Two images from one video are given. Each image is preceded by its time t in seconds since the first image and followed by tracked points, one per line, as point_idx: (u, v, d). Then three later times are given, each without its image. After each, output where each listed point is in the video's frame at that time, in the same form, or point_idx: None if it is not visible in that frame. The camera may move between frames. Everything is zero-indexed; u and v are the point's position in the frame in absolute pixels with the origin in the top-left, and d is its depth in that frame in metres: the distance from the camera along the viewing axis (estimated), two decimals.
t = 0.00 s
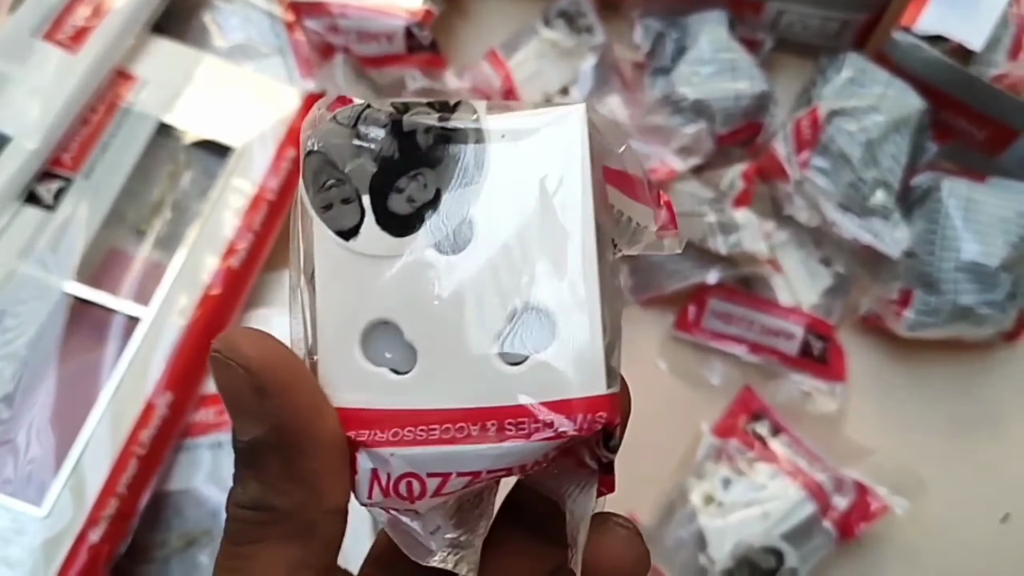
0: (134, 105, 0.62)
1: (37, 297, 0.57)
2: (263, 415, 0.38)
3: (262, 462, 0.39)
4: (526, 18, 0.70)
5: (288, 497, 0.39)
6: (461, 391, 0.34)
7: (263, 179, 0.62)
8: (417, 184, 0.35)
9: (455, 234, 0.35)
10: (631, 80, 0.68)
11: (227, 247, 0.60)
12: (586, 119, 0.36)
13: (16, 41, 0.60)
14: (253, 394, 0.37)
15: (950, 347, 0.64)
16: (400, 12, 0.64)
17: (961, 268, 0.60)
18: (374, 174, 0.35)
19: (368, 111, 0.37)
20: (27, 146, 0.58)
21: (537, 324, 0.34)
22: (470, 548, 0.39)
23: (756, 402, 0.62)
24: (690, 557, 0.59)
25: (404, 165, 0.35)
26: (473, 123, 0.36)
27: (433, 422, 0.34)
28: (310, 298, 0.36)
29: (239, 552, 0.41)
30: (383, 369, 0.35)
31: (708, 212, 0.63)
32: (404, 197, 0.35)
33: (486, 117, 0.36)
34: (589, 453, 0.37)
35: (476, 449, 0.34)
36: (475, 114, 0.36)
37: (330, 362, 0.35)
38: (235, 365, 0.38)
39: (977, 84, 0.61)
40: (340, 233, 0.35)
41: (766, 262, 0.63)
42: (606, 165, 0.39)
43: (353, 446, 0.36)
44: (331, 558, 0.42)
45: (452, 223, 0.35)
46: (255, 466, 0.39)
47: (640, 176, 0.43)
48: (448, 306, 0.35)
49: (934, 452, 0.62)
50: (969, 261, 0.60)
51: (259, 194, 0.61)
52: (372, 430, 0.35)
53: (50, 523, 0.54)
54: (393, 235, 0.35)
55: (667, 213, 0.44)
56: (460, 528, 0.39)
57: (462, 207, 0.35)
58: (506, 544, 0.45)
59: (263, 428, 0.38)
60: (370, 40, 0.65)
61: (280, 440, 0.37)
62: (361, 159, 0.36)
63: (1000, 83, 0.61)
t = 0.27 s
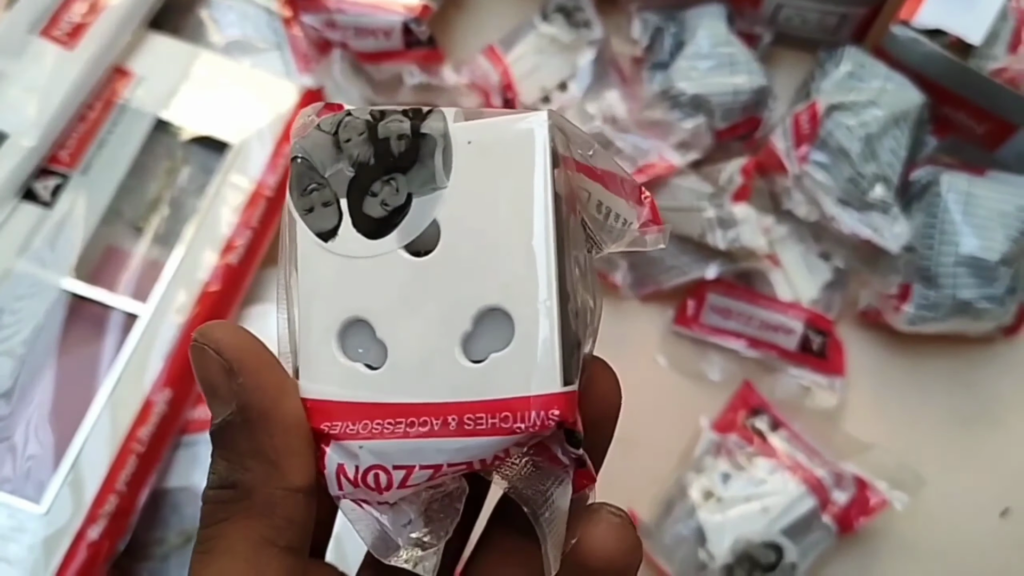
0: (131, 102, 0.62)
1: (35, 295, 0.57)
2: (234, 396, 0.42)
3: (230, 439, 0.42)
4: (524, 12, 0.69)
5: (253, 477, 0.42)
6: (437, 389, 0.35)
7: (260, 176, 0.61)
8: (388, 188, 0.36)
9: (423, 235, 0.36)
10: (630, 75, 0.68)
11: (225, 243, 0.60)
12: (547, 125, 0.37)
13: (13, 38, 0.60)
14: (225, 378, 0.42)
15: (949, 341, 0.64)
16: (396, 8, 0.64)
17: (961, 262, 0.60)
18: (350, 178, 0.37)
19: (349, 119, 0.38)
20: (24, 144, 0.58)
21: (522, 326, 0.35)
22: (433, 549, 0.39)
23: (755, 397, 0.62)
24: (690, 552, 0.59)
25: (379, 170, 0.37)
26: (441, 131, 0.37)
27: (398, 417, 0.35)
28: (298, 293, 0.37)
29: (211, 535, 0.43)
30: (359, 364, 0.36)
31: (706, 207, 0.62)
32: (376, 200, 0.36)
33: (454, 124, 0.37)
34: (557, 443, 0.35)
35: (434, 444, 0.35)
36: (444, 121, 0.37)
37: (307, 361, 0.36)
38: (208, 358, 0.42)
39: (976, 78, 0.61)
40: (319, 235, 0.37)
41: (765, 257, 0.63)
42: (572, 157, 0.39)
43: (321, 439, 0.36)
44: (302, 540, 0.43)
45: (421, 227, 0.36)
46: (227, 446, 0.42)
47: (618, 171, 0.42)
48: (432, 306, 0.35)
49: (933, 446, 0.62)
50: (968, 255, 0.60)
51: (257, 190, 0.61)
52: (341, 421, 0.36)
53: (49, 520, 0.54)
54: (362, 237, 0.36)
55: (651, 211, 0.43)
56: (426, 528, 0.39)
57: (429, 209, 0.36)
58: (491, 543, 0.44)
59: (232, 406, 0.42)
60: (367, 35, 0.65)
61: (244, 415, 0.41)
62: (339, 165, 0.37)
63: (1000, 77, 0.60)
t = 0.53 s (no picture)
0: (130, 102, 0.62)
1: (34, 297, 0.57)
2: (259, 396, 0.43)
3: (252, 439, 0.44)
4: (523, 11, 0.69)
5: (263, 478, 0.43)
6: (461, 393, 0.35)
7: (260, 176, 0.61)
8: (393, 193, 0.35)
9: (433, 240, 0.35)
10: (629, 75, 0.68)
11: (224, 244, 0.60)
12: (546, 124, 0.35)
13: (11, 39, 0.59)
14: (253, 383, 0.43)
15: (950, 341, 0.64)
16: (396, 9, 0.64)
17: (961, 262, 0.60)
18: (353, 186, 0.35)
19: (348, 123, 0.36)
20: (24, 145, 0.58)
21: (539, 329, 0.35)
22: (475, 547, 0.39)
23: (755, 398, 0.62)
24: (690, 554, 0.58)
25: (381, 177, 0.35)
26: (440, 133, 0.35)
27: (428, 420, 0.35)
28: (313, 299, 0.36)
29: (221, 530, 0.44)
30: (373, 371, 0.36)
31: (706, 207, 0.62)
32: (381, 207, 0.35)
33: (453, 126, 0.35)
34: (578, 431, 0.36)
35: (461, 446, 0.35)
36: (443, 123, 0.35)
37: (330, 370, 0.36)
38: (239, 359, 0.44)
39: (976, 78, 0.61)
40: (326, 245, 0.36)
41: (765, 257, 0.63)
42: (571, 144, 0.38)
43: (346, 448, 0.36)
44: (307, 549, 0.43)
45: (429, 233, 0.35)
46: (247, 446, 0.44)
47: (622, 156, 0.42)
48: (432, 312, 0.35)
49: (934, 446, 0.62)
50: (969, 255, 0.60)
51: (256, 191, 0.61)
52: (370, 428, 0.36)
53: (48, 523, 0.54)
54: (372, 245, 0.35)
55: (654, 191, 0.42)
56: (462, 527, 0.39)
57: (437, 215, 0.35)
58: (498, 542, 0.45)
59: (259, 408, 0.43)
60: (367, 36, 0.64)
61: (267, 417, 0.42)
62: (340, 172, 0.36)
63: (1000, 77, 0.60)
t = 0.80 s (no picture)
0: (114, 106, 0.62)
1: (17, 301, 0.57)
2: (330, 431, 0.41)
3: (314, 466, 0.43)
4: (509, 14, 0.69)
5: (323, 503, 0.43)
6: (498, 407, 0.39)
7: (244, 180, 0.61)
8: (425, 252, 0.40)
9: (461, 289, 0.40)
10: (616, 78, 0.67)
11: (209, 248, 0.60)
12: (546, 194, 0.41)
13: None
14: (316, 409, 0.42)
15: (938, 344, 0.63)
16: (381, 12, 0.63)
17: (948, 265, 0.60)
18: (387, 248, 0.40)
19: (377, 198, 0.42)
20: (7, 149, 0.58)
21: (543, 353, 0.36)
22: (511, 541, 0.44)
23: (741, 402, 0.62)
24: (676, 559, 0.58)
25: (410, 240, 0.40)
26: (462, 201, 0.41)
27: (480, 438, 0.39)
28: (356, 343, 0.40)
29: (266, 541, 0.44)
30: (416, 403, 0.39)
31: (692, 211, 0.61)
32: (416, 265, 0.40)
33: (471, 191, 0.41)
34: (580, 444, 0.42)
35: (503, 458, 0.39)
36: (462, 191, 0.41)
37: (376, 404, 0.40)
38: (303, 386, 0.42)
39: (963, 80, 0.61)
40: (365, 300, 0.40)
41: (750, 260, 0.62)
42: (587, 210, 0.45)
43: (397, 472, 0.39)
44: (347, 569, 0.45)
45: (458, 282, 0.40)
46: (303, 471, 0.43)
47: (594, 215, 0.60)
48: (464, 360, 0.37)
49: (922, 449, 0.62)
50: (955, 258, 0.60)
51: (241, 195, 0.61)
52: (421, 450, 0.39)
53: (28, 531, 0.53)
54: (411, 296, 0.40)
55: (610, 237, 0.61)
56: (497, 529, 0.44)
57: (466, 268, 0.40)
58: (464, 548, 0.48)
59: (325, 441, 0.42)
60: (351, 39, 0.64)
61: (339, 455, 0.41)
62: (375, 238, 0.41)
63: (988, 79, 0.60)
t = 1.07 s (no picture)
0: (85, 97, 0.61)
1: None
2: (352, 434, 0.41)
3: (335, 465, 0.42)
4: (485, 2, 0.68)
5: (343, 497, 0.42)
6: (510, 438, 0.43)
7: (217, 171, 0.60)
8: (473, 282, 0.45)
9: (497, 317, 0.44)
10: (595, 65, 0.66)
11: (181, 239, 0.59)
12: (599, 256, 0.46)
13: None
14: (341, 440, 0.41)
15: (919, 330, 0.63)
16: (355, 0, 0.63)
17: (929, 251, 0.60)
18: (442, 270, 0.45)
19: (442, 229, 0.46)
20: None
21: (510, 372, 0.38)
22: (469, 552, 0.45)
23: (721, 390, 0.61)
24: (656, 550, 0.57)
25: (468, 267, 0.45)
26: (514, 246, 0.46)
27: (502, 450, 0.42)
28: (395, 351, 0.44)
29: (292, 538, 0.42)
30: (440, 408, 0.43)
31: (669, 198, 0.60)
32: (463, 289, 0.44)
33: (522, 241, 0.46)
34: (571, 482, 0.45)
35: (519, 467, 0.42)
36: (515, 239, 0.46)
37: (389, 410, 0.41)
38: (336, 391, 0.42)
39: (944, 65, 0.60)
40: (414, 308, 0.44)
41: (728, 247, 0.61)
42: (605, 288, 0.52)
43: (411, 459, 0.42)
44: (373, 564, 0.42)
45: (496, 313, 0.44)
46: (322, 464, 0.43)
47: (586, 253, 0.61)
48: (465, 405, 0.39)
49: (903, 436, 0.61)
50: (935, 244, 0.59)
51: (214, 185, 0.60)
52: (446, 444, 0.42)
53: None
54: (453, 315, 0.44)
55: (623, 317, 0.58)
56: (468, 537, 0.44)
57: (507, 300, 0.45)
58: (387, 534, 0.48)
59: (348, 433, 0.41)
60: (323, 28, 0.63)
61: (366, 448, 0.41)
62: (433, 260, 0.45)
63: (968, 62, 0.61)
